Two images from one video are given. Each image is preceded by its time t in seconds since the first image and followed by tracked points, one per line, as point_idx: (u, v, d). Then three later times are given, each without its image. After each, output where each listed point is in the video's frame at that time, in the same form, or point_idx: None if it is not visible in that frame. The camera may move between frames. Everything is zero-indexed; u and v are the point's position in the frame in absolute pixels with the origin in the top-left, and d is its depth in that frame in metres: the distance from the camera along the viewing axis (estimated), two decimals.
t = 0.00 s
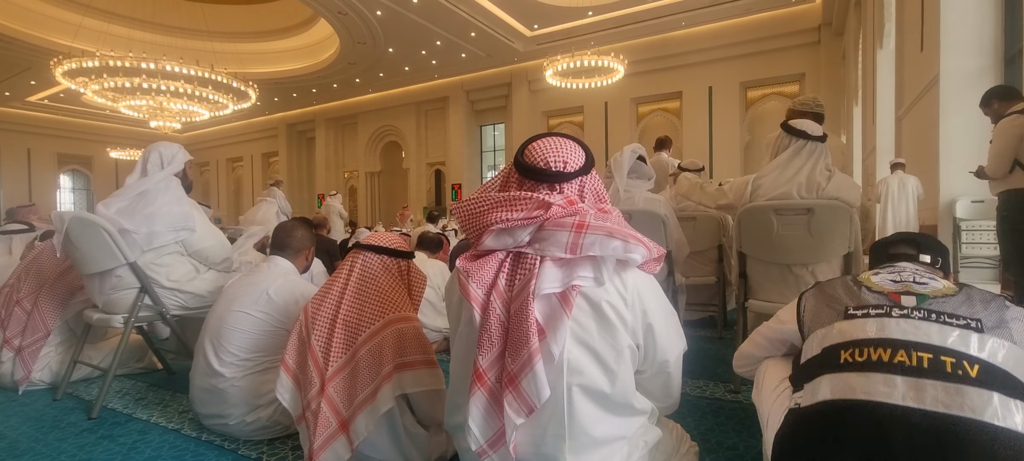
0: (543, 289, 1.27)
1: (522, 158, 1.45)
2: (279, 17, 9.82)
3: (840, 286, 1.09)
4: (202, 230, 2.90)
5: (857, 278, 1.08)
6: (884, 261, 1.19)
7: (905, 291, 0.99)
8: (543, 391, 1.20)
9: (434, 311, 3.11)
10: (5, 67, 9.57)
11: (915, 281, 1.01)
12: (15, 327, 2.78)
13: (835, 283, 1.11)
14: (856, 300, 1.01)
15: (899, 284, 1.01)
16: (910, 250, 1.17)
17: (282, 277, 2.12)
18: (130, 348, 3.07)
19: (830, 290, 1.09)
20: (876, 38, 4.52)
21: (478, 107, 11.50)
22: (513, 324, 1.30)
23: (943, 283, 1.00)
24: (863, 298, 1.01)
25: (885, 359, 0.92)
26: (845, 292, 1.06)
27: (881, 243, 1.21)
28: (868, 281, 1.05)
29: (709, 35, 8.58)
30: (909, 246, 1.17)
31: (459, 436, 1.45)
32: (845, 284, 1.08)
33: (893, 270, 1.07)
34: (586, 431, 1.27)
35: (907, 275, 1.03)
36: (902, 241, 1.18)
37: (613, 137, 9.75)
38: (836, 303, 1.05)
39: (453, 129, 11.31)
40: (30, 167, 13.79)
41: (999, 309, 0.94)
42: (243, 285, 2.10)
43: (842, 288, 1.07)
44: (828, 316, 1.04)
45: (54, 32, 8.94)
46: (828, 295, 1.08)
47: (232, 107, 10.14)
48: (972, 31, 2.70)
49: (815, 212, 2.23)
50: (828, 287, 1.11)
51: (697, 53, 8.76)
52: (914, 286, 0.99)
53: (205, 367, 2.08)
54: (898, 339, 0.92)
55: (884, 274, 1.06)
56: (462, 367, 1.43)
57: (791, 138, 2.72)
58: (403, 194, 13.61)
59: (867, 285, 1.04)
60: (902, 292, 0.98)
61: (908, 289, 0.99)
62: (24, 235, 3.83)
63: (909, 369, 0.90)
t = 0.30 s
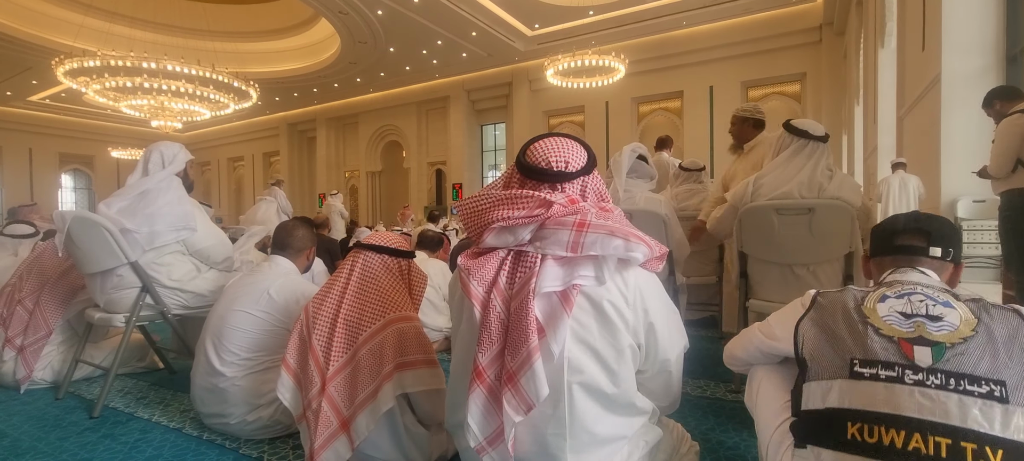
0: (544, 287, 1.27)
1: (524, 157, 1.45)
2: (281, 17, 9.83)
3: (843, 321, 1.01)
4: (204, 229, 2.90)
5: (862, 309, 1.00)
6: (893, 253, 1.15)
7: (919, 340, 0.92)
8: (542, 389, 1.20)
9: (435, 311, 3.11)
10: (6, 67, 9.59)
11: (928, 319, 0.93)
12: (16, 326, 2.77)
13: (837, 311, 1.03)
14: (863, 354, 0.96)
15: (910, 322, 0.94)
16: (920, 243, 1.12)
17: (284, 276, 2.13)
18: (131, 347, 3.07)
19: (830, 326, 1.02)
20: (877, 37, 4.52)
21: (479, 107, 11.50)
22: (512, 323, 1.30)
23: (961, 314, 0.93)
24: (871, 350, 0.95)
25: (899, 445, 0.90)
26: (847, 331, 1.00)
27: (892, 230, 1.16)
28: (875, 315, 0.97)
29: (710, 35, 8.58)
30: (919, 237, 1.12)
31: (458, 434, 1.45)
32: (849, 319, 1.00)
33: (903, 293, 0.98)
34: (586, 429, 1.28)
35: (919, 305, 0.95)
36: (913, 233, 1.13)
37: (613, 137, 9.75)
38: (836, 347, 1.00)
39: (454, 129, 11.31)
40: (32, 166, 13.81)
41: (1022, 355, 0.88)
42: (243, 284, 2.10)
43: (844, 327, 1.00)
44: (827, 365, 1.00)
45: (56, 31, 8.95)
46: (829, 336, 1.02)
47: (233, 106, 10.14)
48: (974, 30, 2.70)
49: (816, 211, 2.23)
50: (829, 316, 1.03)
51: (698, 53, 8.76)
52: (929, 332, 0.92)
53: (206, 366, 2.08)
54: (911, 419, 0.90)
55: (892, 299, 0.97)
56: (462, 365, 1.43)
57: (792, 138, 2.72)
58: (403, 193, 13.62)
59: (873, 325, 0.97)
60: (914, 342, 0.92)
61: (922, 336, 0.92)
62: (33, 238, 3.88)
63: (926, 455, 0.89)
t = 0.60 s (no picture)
0: (545, 288, 1.27)
1: (527, 158, 1.45)
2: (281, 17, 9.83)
3: (859, 401, 0.91)
4: (204, 230, 2.90)
5: (885, 394, 0.89)
6: (923, 269, 0.93)
7: (956, 454, 0.82)
8: (542, 389, 1.20)
9: (436, 312, 3.11)
10: (6, 67, 9.59)
11: (973, 422, 0.82)
12: (17, 327, 2.77)
13: (851, 378, 0.92)
14: (882, 459, 0.89)
15: (948, 423, 0.83)
16: (961, 257, 0.90)
17: (284, 277, 2.12)
18: (131, 348, 3.08)
19: (844, 405, 0.93)
20: (877, 38, 4.53)
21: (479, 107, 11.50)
22: (512, 323, 1.30)
23: (1015, 409, 0.81)
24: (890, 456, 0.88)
25: None
26: (859, 412, 0.91)
27: (925, 234, 0.91)
28: (903, 409, 0.87)
29: (710, 35, 8.58)
30: (961, 251, 0.89)
31: (458, 434, 1.45)
32: (867, 404, 0.90)
33: (940, 371, 0.84)
34: (586, 429, 1.28)
35: (964, 397, 0.82)
36: (950, 244, 0.90)
37: (614, 137, 9.75)
38: (849, 432, 0.92)
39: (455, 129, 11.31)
40: (32, 166, 13.81)
41: None
42: (244, 285, 2.10)
43: (859, 410, 0.91)
44: (835, 454, 0.94)
45: (56, 31, 8.95)
46: (840, 422, 0.93)
47: (233, 107, 10.14)
48: (973, 31, 2.70)
49: (817, 213, 2.24)
50: (840, 388, 0.93)
51: (699, 53, 8.75)
52: (973, 442, 0.81)
53: (206, 367, 2.08)
54: None
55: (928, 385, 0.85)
56: (463, 365, 1.43)
57: (791, 138, 2.72)
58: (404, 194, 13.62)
59: (898, 424, 0.87)
60: (950, 456, 0.83)
61: (962, 449, 0.82)
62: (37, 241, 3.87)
63: None
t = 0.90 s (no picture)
0: (548, 289, 1.27)
1: (531, 159, 1.45)
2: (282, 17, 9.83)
3: (859, 444, 0.84)
4: (205, 230, 2.90)
5: (892, 444, 0.80)
6: (969, 285, 0.76)
7: None
8: (544, 390, 1.20)
9: (436, 313, 3.12)
10: (7, 66, 9.59)
11: None
12: (18, 326, 2.78)
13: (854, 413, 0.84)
14: None
15: None
16: (1019, 277, 0.71)
17: (284, 278, 2.12)
18: (132, 348, 3.08)
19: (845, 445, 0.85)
20: (878, 39, 4.53)
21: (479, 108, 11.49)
22: (515, 324, 1.30)
23: None
24: None
25: None
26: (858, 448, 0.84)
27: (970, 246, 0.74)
28: None
29: (711, 36, 8.58)
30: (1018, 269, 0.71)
31: (459, 435, 1.46)
32: (869, 449, 0.83)
33: (958, 424, 0.75)
34: (587, 429, 1.28)
35: (986, 455, 0.72)
36: (1004, 261, 0.71)
37: (614, 138, 9.75)
38: None
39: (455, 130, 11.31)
40: (33, 166, 13.82)
41: None
42: (244, 285, 2.11)
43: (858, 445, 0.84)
44: None
45: (57, 31, 8.95)
46: None
47: (234, 107, 10.14)
48: (974, 32, 2.70)
49: (817, 214, 2.25)
50: (841, 426, 0.85)
51: (700, 54, 8.74)
52: None
53: (206, 367, 2.08)
54: None
55: (943, 439, 0.75)
56: (464, 365, 1.44)
57: (791, 138, 2.72)
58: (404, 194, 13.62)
59: None
60: None
61: None
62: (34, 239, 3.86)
63: None
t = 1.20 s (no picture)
0: (551, 290, 1.26)
1: (535, 160, 1.45)
2: (282, 17, 9.83)
3: (861, 439, 0.82)
4: (204, 230, 2.90)
5: (890, 432, 0.79)
6: (1003, 278, 0.70)
7: None
8: (547, 392, 1.20)
9: (436, 313, 3.12)
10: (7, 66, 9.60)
11: None
12: (18, 326, 2.77)
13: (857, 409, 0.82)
14: None
15: None
16: None
17: (284, 278, 2.12)
18: (132, 348, 3.09)
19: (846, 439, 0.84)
20: (878, 39, 4.54)
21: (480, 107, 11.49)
22: (517, 324, 1.30)
23: None
24: None
25: None
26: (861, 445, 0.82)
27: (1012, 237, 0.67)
28: (910, 451, 0.77)
29: (711, 36, 8.58)
30: None
31: (458, 435, 1.46)
32: (868, 445, 0.81)
33: (956, 413, 0.74)
34: (587, 430, 1.29)
35: (982, 444, 0.72)
36: None
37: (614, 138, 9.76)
38: None
39: (455, 129, 11.31)
40: (34, 166, 13.83)
41: None
42: (245, 285, 2.11)
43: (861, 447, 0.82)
44: None
45: (58, 31, 8.96)
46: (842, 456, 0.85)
47: (234, 107, 10.14)
48: (975, 32, 2.70)
49: (817, 214, 2.24)
50: (844, 420, 0.84)
51: (700, 54, 8.74)
52: None
53: (206, 367, 2.08)
54: None
55: (941, 426, 0.75)
56: (465, 365, 1.44)
57: (792, 138, 2.72)
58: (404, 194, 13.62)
59: None
60: None
61: None
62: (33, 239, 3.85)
63: None
